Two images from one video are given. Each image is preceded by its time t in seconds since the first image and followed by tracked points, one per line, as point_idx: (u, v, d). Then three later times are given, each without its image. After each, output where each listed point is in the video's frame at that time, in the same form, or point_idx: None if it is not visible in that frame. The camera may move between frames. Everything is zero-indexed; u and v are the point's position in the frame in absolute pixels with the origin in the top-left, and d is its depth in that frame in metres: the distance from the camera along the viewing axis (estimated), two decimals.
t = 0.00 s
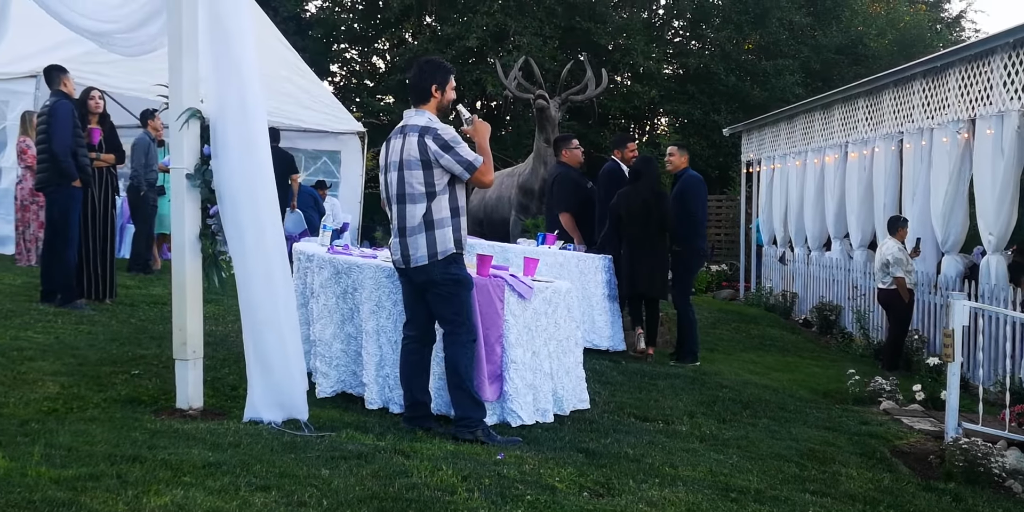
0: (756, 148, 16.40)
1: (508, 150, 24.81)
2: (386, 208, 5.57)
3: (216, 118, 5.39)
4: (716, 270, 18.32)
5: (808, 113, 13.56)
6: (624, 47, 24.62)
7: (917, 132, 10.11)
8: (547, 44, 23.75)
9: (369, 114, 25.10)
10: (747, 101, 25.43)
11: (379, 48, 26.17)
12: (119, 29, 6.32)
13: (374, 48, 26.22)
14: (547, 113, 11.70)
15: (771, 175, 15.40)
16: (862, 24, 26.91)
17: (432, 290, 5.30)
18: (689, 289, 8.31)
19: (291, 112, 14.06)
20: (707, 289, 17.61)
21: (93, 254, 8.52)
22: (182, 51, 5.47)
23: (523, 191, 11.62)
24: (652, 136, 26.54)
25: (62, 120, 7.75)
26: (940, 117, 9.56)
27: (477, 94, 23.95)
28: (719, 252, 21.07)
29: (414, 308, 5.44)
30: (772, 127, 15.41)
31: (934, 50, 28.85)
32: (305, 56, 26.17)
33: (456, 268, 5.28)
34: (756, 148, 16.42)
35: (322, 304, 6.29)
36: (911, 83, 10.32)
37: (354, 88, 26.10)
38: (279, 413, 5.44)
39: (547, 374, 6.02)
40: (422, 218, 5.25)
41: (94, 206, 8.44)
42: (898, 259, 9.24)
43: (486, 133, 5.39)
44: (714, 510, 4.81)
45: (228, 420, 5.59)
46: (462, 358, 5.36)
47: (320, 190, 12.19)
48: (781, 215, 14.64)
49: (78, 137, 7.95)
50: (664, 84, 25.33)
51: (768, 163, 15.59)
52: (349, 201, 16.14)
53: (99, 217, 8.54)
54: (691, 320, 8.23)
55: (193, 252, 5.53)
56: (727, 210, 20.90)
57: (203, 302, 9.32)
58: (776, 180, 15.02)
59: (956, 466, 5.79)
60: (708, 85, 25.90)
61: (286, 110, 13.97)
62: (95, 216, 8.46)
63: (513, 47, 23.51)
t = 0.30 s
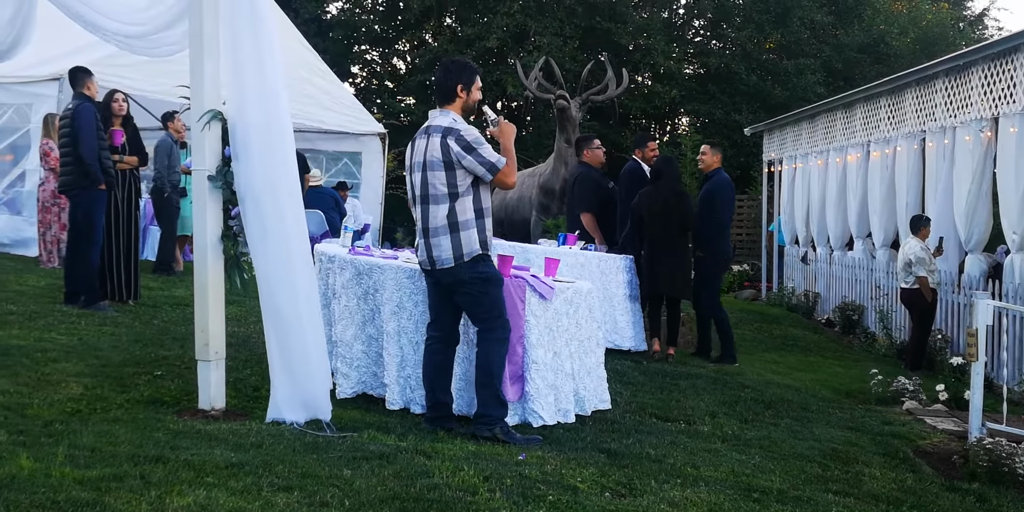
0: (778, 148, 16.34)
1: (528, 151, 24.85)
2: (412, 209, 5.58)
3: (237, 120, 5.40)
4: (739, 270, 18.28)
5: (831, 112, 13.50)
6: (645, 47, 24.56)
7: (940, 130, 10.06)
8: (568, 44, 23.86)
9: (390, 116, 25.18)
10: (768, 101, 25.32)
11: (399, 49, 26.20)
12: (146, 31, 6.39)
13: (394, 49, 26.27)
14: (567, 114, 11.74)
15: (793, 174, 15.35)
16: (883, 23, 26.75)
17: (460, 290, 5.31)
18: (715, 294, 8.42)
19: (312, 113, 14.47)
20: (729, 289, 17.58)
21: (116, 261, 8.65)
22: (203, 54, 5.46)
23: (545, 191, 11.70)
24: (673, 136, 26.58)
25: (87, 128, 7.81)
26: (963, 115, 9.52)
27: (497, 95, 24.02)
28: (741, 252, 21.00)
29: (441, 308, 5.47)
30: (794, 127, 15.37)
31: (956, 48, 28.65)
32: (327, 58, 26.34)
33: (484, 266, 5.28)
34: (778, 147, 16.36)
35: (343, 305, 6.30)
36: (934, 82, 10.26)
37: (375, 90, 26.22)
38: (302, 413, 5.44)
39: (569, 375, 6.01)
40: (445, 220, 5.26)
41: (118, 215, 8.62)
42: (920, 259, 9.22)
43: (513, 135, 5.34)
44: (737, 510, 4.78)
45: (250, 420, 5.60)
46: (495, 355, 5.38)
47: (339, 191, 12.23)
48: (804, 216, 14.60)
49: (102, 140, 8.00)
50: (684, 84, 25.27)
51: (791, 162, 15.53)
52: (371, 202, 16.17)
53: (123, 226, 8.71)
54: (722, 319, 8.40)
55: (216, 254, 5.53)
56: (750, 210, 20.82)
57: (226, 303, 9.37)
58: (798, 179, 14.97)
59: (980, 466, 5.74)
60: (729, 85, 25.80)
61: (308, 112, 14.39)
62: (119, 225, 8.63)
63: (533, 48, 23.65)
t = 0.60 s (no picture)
0: (784, 147, 16.32)
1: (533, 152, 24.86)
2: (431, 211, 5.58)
3: (241, 121, 5.39)
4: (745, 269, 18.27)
5: (836, 111, 13.50)
6: (650, 47, 24.58)
7: (946, 129, 10.05)
8: (572, 44, 23.91)
9: (395, 116, 25.21)
10: (773, 100, 25.30)
11: (405, 49, 26.10)
12: (150, 30, 6.39)
13: (399, 49, 26.16)
14: (572, 114, 11.91)
15: (799, 173, 15.34)
16: (888, 21, 26.71)
17: (478, 291, 5.30)
18: (734, 294, 8.55)
19: (318, 114, 14.77)
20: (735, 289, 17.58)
21: (121, 263, 8.67)
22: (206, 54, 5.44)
23: (550, 191, 11.78)
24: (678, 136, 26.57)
25: (91, 129, 7.84)
26: (967, 114, 9.52)
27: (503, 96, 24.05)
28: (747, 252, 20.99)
29: (456, 307, 5.46)
30: (799, 126, 15.36)
31: (961, 47, 28.61)
32: (332, 58, 26.35)
33: (501, 269, 5.27)
34: (783, 146, 16.35)
35: (348, 305, 6.31)
36: (939, 81, 10.26)
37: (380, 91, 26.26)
38: (306, 413, 5.42)
39: (575, 375, 6.02)
40: (464, 222, 5.25)
41: (123, 217, 8.64)
42: (924, 257, 9.22)
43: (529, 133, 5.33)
44: (742, 509, 4.77)
45: (255, 421, 5.59)
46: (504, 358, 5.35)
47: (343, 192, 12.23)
48: (809, 215, 14.60)
49: (105, 143, 8.02)
50: (689, 83, 25.26)
51: (796, 161, 15.52)
52: (377, 203, 16.19)
53: (127, 227, 8.71)
54: (739, 323, 8.30)
55: (222, 255, 5.53)
56: (756, 209, 20.81)
57: (232, 303, 9.37)
58: (804, 178, 14.96)
59: (985, 464, 5.72)
60: (735, 84, 25.78)
61: (315, 113, 14.71)
62: (124, 227, 8.67)
63: (539, 47, 23.76)
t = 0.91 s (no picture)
0: (784, 147, 16.31)
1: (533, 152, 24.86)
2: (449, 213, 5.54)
3: (242, 121, 5.38)
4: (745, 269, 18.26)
5: (835, 111, 13.51)
6: (649, 47, 24.59)
7: (945, 129, 10.06)
8: (572, 44, 23.95)
9: (394, 117, 25.22)
10: (773, 100, 25.32)
11: (404, 50, 26.16)
12: (145, 31, 6.39)
13: (399, 50, 26.20)
14: (572, 114, 12.70)
15: (798, 173, 15.35)
16: (888, 21, 26.71)
17: (497, 293, 5.25)
18: (734, 294, 8.57)
19: (319, 114, 14.89)
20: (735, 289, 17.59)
21: (119, 262, 8.68)
22: (206, 54, 5.45)
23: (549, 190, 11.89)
24: (677, 136, 26.58)
25: (90, 129, 7.85)
26: (966, 114, 9.53)
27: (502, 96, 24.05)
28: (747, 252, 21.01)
29: (473, 307, 5.41)
30: (799, 126, 15.36)
31: (960, 46, 28.65)
32: (331, 58, 26.33)
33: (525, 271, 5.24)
34: (783, 146, 16.35)
35: (347, 305, 6.30)
36: (938, 80, 10.26)
37: (380, 91, 26.26)
38: (304, 415, 5.41)
39: (575, 375, 6.02)
40: (488, 223, 5.20)
41: (120, 217, 8.67)
42: (922, 257, 9.24)
43: (548, 126, 5.29)
44: (741, 508, 4.77)
45: (254, 421, 5.59)
46: (510, 362, 5.31)
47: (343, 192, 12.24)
48: (809, 215, 14.60)
49: (104, 143, 8.02)
50: (689, 83, 25.26)
51: (796, 161, 15.52)
52: (377, 203, 16.19)
53: (125, 228, 8.72)
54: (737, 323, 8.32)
55: (222, 254, 5.52)
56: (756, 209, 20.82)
57: (232, 304, 9.37)
58: (804, 178, 14.96)
59: (985, 464, 5.72)
60: (734, 85, 25.79)
61: (315, 114, 14.84)
62: (122, 227, 8.70)
63: (538, 48, 23.73)
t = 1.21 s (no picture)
0: (783, 146, 16.30)
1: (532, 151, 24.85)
2: (460, 214, 5.51)
3: (243, 122, 5.37)
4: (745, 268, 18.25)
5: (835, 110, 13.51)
6: (649, 46, 24.59)
7: (944, 128, 10.05)
8: (572, 43, 23.96)
9: (393, 116, 25.22)
10: (772, 99, 25.32)
11: (403, 51, 26.12)
12: (143, 32, 6.37)
13: (398, 51, 26.12)
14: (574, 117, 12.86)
15: (798, 172, 15.35)
16: (887, 20, 26.72)
17: (507, 293, 5.24)
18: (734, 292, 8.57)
19: (318, 115, 14.88)
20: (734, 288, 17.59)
21: (119, 263, 8.67)
22: (206, 56, 5.45)
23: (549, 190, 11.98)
24: (677, 135, 26.57)
25: (89, 131, 7.85)
26: (966, 113, 9.53)
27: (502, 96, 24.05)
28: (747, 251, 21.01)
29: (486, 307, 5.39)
30: (798, 126, 15.36)
31: (960, 45, 28.64)
32: (330, 59, 26.33)
33: (538, 273, 5.23)
34: (782, 145, 16.35)
35: (346, 306, 6.30)
36: (937, 79, 10.26)
37: (379, 91, 26.26)
38: (305, 415, 5.40)
39: (575, 375, 6.02)
40: (507, 224, 5.18)
41: (118, 218, 8.65)
42: (920, 256, 9.27)
43: (564, 123, 5.26)
44: (742, 508, 4.76)
45: (255, 422, 5.58)
46: (516, 363, 5.27)
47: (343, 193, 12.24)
48: (808, 214, 14.60)
49: (104, 145, 8.01)
50: (688, 82, 25.26)
51: (796, 160, 15.52)
52: (376, 204, 16.19)
53: (123, 229, 8.72)
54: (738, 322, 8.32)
55: (221, 255, 5.51)
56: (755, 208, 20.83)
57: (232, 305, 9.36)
58: (803, 177, 14.96)
59: (985, 463, 5.72)
60: (734, 83, 25.78)
61: (313, 114, 14.82)
62: (121, 228, 8.67)
63: (538, 47, 23.69)
